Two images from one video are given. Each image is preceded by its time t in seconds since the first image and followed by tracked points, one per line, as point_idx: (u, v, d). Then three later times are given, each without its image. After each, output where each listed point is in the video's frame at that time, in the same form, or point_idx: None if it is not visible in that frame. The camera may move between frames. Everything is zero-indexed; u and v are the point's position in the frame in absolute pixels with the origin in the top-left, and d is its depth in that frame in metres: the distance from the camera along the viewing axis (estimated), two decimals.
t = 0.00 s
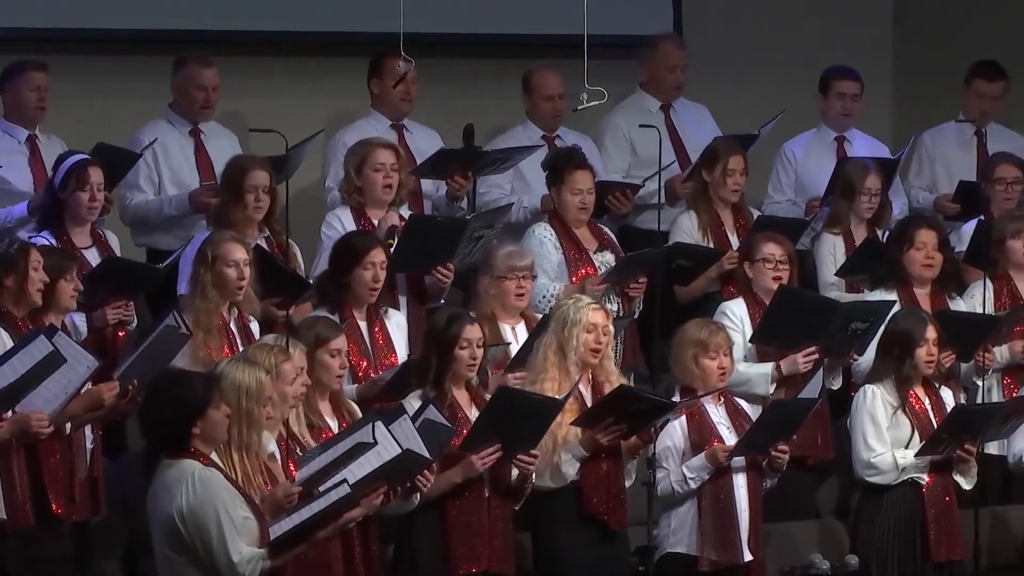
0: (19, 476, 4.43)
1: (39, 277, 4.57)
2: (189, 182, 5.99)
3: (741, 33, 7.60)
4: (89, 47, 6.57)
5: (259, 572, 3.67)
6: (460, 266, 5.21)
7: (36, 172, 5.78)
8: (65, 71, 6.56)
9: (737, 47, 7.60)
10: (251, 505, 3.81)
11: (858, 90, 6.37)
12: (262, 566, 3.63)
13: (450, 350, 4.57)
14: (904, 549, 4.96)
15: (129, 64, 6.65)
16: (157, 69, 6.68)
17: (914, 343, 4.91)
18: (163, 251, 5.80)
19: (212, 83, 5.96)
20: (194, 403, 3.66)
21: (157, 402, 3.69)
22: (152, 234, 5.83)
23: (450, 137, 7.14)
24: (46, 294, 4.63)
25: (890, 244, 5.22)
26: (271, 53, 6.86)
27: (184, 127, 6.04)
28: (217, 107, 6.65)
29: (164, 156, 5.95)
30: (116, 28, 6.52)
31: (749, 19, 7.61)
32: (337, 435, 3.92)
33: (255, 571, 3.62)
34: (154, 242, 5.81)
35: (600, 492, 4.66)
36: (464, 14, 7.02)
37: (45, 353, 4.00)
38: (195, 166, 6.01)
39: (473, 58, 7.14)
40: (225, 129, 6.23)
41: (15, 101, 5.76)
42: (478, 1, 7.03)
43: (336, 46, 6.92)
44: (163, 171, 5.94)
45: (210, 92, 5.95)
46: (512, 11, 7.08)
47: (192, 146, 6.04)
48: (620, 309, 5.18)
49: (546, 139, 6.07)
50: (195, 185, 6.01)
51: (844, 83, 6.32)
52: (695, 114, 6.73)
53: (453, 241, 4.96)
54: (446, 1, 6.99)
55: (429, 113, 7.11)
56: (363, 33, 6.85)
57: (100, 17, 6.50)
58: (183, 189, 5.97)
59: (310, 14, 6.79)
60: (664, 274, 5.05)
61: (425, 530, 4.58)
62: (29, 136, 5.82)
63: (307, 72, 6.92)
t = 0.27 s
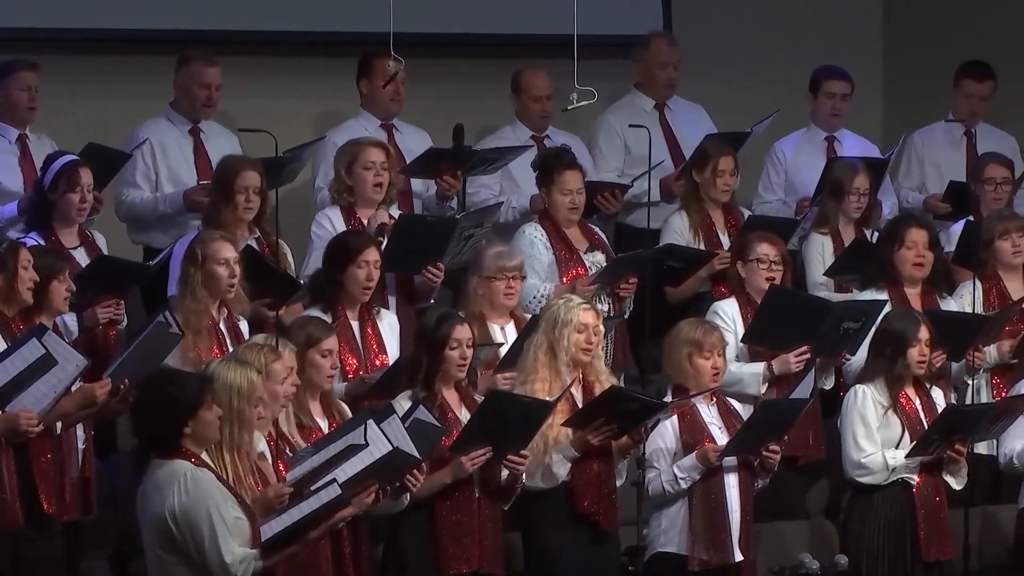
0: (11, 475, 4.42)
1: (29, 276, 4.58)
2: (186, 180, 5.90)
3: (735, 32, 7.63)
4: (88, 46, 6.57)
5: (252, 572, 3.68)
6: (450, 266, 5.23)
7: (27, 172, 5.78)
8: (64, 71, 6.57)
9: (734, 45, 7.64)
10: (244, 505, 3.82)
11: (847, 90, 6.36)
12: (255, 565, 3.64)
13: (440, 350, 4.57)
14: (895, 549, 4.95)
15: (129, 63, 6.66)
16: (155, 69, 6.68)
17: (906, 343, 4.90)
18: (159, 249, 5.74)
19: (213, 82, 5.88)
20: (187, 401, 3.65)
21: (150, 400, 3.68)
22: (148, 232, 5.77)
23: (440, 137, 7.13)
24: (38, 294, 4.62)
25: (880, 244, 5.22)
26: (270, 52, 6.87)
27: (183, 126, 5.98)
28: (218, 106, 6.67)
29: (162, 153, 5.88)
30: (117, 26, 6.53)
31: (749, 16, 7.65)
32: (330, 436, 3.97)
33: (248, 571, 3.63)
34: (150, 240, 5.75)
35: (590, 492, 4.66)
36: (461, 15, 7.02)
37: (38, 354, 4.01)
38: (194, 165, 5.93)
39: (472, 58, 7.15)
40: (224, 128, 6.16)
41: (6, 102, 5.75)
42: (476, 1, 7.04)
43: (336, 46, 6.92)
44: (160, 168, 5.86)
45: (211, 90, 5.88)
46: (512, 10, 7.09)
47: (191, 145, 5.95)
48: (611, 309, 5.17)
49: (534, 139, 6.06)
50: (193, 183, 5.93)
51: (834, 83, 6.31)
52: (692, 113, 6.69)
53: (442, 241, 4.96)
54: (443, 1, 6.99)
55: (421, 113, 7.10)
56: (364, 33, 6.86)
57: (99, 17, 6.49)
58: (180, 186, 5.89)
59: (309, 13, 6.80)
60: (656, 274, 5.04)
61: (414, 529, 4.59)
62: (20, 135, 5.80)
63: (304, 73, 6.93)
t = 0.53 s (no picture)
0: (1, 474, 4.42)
1: (19, 277, 4.54)
2: (183, 179, 5.86)
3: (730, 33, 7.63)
4: (86, 46, 6.56)
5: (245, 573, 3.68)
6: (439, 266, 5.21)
7: (17, 172, 5.76)
8: (62, 71, 6.56)
9: (730, 45, 7.64)
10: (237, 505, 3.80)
11: (836, 90, 6.36)
12: (248, 565, 3.64)
13: (430, 350, 4.56)
14: (885, 550, 4.95)
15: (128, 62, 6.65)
16: (150, 68, 6.68)
17: (897, 343, 4.90)
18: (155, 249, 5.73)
19: (212, 81, 5.85)
20: (173, 401, 3.65)
21: (142, 399, 3.68)
22: (145, 232, 5.76)
23: (429, 137, 7.13)
24: (29, 295, 4.61)
25: (871, 245, 5.21)
26: (267, 52, 6.87)
27: (181, 125, 5.94)
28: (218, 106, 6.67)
29: (159, 152, 5.85)
30: (116, 25, 6.52)
31: (745, 17, 7.65)
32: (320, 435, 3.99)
33: (241, 571, 3.63)
34: (145, 240, 5.74)
35: (582, 493, 4.65)
36: (458, 15, 7.02)
37: (26, 353, 4.01)
38: (191, 164, 5.89)
39: (469, 58, 7.15)
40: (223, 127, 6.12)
41: None
42: (475, 1, 7.04)
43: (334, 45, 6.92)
44: (157, 167, 5.83)
45: (211, 90, 5.85)
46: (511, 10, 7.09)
47: (190, 144, 5.93)
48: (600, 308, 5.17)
49: (523, 139, 6.06)
50: (190, 181, 5.87)
51: (824, 83, 6.32)
52: (693, 113, 6.67)
53: (433, 241, 4.95)
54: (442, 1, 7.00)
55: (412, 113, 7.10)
56: (363, 32, 6.86)
57: (96, 16, 6.49)
58: (176, 185, 5.84)
59: (307, 11, 6.80)
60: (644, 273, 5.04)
61: (404, 529, 4.59)
62: (10, 134, 5.79)
63: (305, 73, 6.93)
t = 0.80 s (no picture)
0: None
1: (9, 277, 4.45)
2: (181, 179, 5.85)
3: (730, 33, 7.65)
4: (87, 47, 6.57)
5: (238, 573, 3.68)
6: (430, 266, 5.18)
7: (7, 170, 5.73)
8: (61, 71, 6.56)
9: (727, 46, 7.66)
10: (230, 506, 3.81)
11: (825, 90, 6.37)
12: (241, 566, 3.64)
13: (420, 350, 4.55)
14: (875, 550, 4.95)
15: (130, 62, 6.65)
16: (147, 69, 6.68)
17: (888, 343, 4.90)
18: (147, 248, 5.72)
19: (211, 83, 5.84)
20: (168, 400, 3.65)
21: (138, 397, 3.68)
22: (139, 230, 5.75)
23: (419, 136, 7.12)
24: (19, 295, 4.57)
25: (860, 245, 5.21)
26: (264, 53, 6.87)
27: (181, 125, 5.94)
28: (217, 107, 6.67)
29: (157, 152, 5.84)
30: (116, 25, 6.52)
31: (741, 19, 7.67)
32: (311, 436, 4.02)
33: (235, 571, 3.63)
34: (138, 238, 5.74)
35: (574, 494, 4.66)
36: (457, 15, 7.01)
37: (12, 351, 4.01)
38: (189, 164, 5.88)
39: (469, 58, 7.15)
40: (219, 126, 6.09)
41: None
42: (475, 1, 7.04)
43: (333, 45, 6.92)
44: (155, 166, 5.83)
45: (207, 90, 5.84)
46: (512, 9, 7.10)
47: (188, 145, 5.91)
48: (590, 308, 5.17)
49: (513, 139, 6.06)
50: (187, 181, 5.86)
51: (813, 83, 6.33)
52: (693, 113, 6.64)
53: (423, 240, 4.94)
54: (442, 1, 6.99)
55: (405, 112, 7.10)
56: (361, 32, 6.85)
57: (96, 17, 6.49)
58: (174, 185, 5.83)
59: (305, 11, 6.79)
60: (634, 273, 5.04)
61: (394, 529, 4.56)
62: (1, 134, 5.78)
63: (303, 73, 6.92)
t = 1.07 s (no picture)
0: None
1: None
2: (175, 177, 5.86)
3: (729, 33, 7.67)
4: (88, 47, 6.58)
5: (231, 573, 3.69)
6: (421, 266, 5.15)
7: None
8: (59, 71, 6.56)
9: (722, 46, 7.66)
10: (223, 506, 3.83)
11: (815, 90, 6.38)
12: (235, 566, 3.65)
13: (409, 350, 4.55)
14: (865, 551, 4.93)
15: (130, 62, 6.66)
16: (143, 69, 6.68)
17: (878, 343, 4.89)
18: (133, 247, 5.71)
19: (208, 84, 5.80)
20: (165, 398, 3.66)
21: (132, 396, 3.68)
22: (132, 227, 5.74)
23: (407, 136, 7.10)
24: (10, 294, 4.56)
25: (850, 245, 5.22)
26: (260, 53, 6.86)
27: (177, 124, 5.93)
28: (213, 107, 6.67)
29: (153, 150, 5.85)
30: (118, 25, 6.50)
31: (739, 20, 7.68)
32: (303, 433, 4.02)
33: (228, 571, 3.64)
34: (130, 236, 5.71)
35: (568, 493, 4.64)
36: (456, 15, 6.98)
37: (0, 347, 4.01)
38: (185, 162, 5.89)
39: (468, 56, 7.15)
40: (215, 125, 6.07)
41: None
42: (475, 1, 7.01)
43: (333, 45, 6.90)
44: (150, 163, 5.84)
45: (204, 91, 5.80)
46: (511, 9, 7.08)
47: (185, 144, 5.90)
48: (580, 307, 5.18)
49: (503, 139, 6.07)
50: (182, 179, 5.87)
51: (801, 83, 6.34)
52: (691, 115, 6.64)
53: (412, 240, 4.93)
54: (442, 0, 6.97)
55: (400, 112, 7.09)
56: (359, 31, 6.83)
57: (96, 17, 6.47)
58: (168, 182, 5.85)
59: (304, 10, 6.75)
60: (622, 273, 5.06)
61: (386, 529, 4.54)
62: None
63: (298, 72, 6.91)
